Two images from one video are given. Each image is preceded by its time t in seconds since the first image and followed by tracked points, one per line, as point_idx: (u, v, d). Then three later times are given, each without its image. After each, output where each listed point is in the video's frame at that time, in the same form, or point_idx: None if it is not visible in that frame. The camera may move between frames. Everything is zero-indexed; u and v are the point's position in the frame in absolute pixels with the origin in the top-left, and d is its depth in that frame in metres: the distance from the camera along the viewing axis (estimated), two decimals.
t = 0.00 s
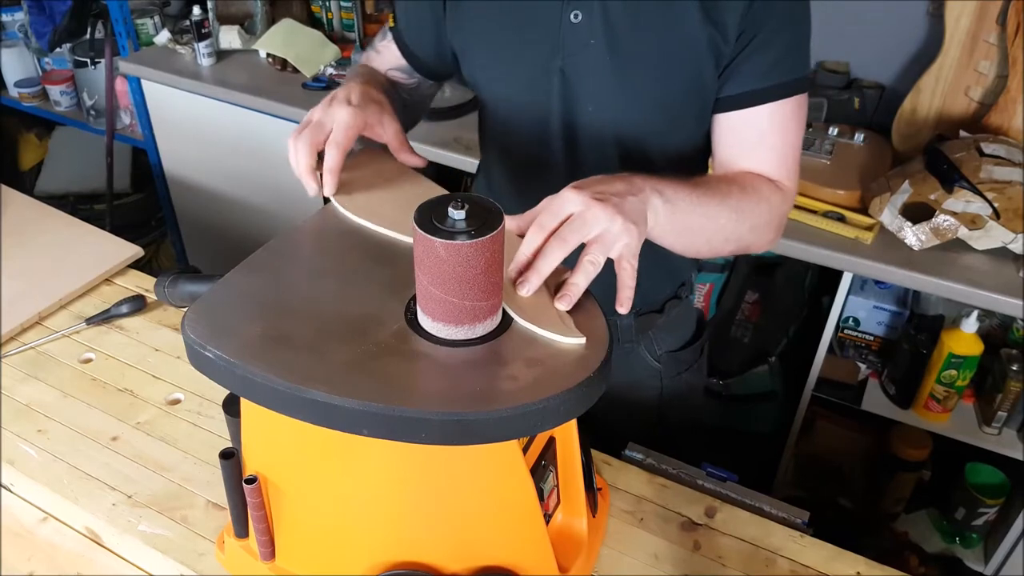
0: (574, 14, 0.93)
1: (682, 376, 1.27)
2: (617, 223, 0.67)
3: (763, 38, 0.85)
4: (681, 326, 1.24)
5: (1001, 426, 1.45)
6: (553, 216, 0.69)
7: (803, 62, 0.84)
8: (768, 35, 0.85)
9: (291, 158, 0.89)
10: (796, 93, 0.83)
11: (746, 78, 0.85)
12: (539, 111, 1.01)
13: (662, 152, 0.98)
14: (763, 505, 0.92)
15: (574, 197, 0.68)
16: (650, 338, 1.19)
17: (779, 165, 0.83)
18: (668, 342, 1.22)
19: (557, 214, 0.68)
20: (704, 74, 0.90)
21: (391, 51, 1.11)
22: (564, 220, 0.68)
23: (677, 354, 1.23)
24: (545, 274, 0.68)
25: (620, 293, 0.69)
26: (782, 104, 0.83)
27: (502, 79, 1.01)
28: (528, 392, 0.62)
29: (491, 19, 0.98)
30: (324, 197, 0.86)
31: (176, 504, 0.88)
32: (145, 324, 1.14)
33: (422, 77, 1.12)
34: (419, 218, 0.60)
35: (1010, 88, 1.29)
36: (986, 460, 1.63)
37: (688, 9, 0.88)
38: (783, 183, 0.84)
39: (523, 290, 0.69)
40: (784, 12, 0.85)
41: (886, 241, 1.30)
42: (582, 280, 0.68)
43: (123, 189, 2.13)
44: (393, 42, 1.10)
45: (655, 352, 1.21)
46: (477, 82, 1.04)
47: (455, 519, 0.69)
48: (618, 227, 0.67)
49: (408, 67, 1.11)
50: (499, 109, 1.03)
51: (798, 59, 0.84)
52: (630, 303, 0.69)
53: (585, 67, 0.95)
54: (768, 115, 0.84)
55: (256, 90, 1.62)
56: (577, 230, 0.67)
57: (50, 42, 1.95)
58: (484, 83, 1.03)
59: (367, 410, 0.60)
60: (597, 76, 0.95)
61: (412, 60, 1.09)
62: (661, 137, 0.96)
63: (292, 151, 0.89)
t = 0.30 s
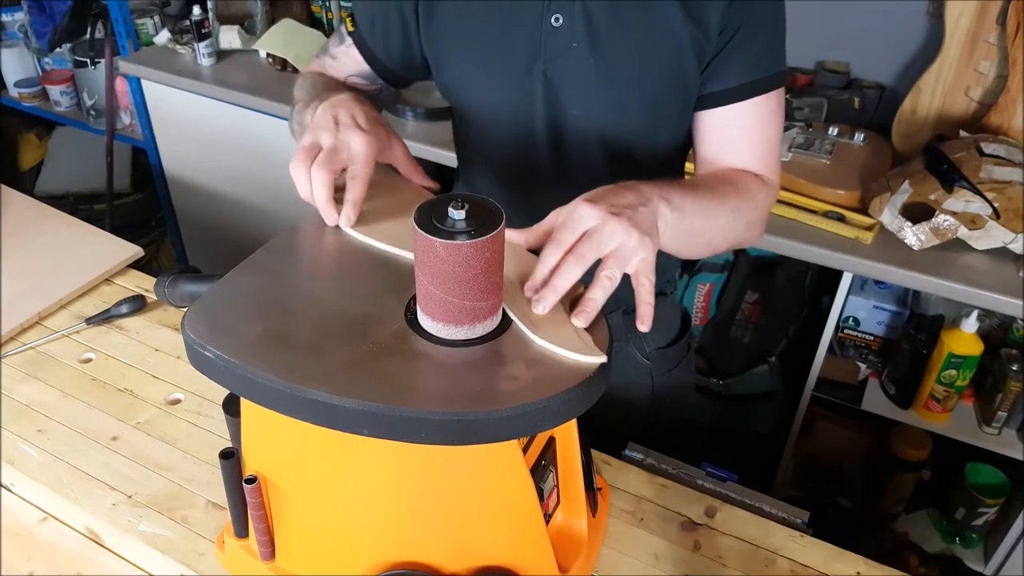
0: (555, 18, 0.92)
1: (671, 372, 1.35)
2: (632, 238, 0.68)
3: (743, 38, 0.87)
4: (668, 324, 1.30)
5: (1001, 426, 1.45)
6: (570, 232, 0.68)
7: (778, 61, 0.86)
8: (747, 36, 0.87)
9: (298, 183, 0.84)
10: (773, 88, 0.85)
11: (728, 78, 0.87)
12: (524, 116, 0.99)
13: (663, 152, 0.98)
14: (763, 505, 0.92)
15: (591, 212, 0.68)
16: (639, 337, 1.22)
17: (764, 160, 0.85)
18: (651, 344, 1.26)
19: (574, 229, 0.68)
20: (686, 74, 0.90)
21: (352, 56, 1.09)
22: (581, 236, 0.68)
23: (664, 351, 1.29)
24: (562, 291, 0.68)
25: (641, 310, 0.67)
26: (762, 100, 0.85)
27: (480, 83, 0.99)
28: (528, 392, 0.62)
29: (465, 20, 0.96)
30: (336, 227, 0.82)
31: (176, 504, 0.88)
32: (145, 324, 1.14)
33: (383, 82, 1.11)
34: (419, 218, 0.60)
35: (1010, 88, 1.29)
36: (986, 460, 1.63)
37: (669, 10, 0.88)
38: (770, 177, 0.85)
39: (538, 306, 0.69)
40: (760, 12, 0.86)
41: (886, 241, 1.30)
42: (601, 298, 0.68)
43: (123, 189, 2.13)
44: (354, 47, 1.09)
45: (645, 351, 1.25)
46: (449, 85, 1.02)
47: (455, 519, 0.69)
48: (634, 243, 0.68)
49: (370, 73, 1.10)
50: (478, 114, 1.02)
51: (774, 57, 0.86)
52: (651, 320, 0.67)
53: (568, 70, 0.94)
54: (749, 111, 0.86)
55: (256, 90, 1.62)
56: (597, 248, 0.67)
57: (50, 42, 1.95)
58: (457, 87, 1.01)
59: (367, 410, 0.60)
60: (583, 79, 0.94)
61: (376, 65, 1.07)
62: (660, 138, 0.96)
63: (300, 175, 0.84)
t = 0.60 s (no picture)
0: (543, 19, 0.91)
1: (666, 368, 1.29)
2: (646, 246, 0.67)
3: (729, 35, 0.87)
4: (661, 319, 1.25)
5: (1001, 426, 1.45)
6: (580, 242, 0.68)
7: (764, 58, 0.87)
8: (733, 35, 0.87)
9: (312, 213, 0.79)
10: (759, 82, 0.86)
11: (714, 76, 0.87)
12: (513, 118, 0.97)
13: (663, 152, 0.98)
14: (763, 505, 0.93)
15: (601, 223, 0.68)
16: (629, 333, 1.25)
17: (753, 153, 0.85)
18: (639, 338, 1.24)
19: (584, 238, 0.68)
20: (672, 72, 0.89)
21: (323, 61, 1.02)
22: (592, 247, 0.67)
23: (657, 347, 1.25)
24: (574, 301, 0.67)
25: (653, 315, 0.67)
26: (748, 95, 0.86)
27: (466, 84, 0.97)
28: (528, 392, 0.62)
29: (448, 19, 0.94)
30: (353, 252, 0.78)
31: (176, 504, 0.88)
32: (145, 324, 1.14)
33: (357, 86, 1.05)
34: (419, 218, 0.60)
35: (1010, 89, 1.29)
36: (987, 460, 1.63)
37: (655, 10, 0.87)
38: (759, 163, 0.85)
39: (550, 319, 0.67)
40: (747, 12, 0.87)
41: (886, 241, 1.30)
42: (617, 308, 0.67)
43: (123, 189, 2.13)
44: (327, 51, 1.01)
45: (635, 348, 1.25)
46: (432, 88, 0.99)
47: (456, 519, 0.69)
48: (645, 248, 0.67)
49: (345, 78, 1.03)
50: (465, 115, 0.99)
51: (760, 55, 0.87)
52: (663, 324, 0.68)
53: (556, 71, 0.93)
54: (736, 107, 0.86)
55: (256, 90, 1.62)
56: (609, 256, 0.66)
57: (50, 42, 1.95)
58: (440, 88, 0.98)
59: (367, 410, 0.60)
60: (572, 80, 0.93)
61: (350, 70, 1.01)
62: (658, 138, 0.95)
63: (315, 205, 0.79)
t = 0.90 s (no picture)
0: (535, 17, 0.89)
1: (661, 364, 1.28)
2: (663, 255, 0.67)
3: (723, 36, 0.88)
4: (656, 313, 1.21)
5: (1001, 426, 1.45)
6: (592, 254, 0.68)
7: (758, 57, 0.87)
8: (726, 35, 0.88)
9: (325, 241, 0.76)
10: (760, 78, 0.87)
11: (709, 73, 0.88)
12: (505, 116, 0.95)
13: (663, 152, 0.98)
14: (763, 505, 0.93)
15: (614, 237, 0.68)
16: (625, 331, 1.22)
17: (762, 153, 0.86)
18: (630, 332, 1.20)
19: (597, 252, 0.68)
20: (664, 70, 0.89)
21: (305, 58, 0.99)
22: (605, 259, 0.67)
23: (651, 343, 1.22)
24: (585, 313, 0.66)
25: (643, 322, 0.67)
26: (748, 93, 0.87)
27: (455, 82, 0.94)
28: (528, 392, 0.62)
29: (437, 16, 0.92)
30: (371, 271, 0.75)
31: (176, 503, 0.88)
32: (145, 324, 1.14)
33: (340, 84, 1.02)
34: (419, 218, 0.60)
35: (1010, 88, 1.29)
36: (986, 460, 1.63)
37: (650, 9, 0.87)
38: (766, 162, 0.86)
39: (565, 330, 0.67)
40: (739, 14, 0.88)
41: (886, 241, 1.30)
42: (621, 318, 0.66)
43: (123, 188, 2.13)
44: (308, 47, 0.98)
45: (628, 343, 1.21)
46: (419, 86, 0.97)
47: (455, 518, 0.69)
48: (659, 261, 0.67)
49: (327, 75, 1.00)
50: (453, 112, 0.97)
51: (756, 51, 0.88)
52: (649, 332, 0.68)
53: (549, 69, 0.92)
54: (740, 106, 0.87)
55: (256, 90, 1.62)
56: (619, 270, 0.66)
57: (50, 43, 1.95)
58: (427, 86, 0.96)
59: (367, 410, 0.60)
60: (566, 77, 0.91)
61: (332, 64, 0.98)
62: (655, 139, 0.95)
63: (327, 232, 0.75)
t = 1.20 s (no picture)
0: (533, 14, 0.89)
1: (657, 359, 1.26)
2: (701, 219, 0.72)
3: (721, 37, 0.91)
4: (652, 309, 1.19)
5: (1001, 426, 1.45)
6: (640, 227, 0.71)
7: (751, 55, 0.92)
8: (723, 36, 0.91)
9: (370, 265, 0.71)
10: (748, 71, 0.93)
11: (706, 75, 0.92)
12: (502, 116, 0.94)
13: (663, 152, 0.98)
14: (763, 505, 0.93)
15: (656, 208, 0.71)
16: (619, 327, 1.17)
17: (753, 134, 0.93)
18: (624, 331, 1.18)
19: (642, 225, 0.71)
20: (659, 69, 0.91)
21: (296, 63, 0.95)
22: (655, 230, 0.71)
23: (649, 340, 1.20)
24: (657, 282, 0.68)
25: (710, 278, 0.70)
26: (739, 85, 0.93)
27: (452, 81, 0.93)
28: (528, 392, 0.62)
29: (432, 14, 0.91)
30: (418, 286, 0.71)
31: (176, 504, 0.89)
32: (145, 324, 1.14)
33: (332, 88, 0.99)
34: (419, 218, 0.60)
35: (1010, 89, 1.29)
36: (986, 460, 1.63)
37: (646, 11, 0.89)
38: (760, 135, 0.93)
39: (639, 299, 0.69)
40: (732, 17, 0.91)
41: (886, 241, 1.30)
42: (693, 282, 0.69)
43: (123, 189, 2.13)
44: (299, 51, 0.94)
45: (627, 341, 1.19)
46: (414, 86, 0.95)
47: (456, 518, 0.69)
48: (704, 223, 0.71)
49: (320, 80, 0.97)
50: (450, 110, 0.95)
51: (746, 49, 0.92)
52: (715, 288, 0.71)
53: (549, 66, 0.91)
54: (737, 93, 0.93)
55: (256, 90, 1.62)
56: (682, 236, 0.69)
57: (50, 43, 1.95)
58: (422, 86, 0.94)
59: (367, 410, 0.60)
60: (564, 74, 0.91)
61: (326, 70, 0.95)
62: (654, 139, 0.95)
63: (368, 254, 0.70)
